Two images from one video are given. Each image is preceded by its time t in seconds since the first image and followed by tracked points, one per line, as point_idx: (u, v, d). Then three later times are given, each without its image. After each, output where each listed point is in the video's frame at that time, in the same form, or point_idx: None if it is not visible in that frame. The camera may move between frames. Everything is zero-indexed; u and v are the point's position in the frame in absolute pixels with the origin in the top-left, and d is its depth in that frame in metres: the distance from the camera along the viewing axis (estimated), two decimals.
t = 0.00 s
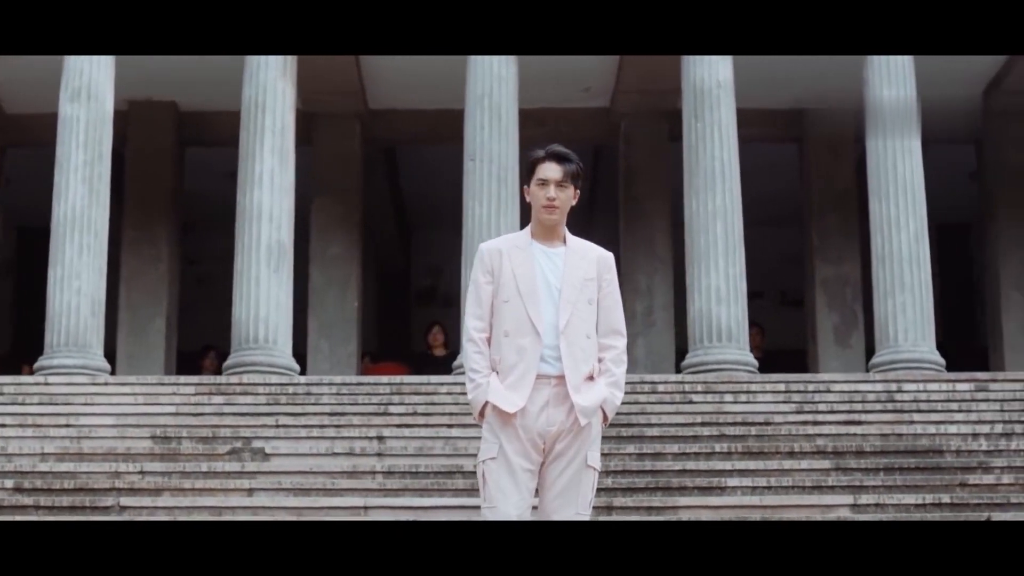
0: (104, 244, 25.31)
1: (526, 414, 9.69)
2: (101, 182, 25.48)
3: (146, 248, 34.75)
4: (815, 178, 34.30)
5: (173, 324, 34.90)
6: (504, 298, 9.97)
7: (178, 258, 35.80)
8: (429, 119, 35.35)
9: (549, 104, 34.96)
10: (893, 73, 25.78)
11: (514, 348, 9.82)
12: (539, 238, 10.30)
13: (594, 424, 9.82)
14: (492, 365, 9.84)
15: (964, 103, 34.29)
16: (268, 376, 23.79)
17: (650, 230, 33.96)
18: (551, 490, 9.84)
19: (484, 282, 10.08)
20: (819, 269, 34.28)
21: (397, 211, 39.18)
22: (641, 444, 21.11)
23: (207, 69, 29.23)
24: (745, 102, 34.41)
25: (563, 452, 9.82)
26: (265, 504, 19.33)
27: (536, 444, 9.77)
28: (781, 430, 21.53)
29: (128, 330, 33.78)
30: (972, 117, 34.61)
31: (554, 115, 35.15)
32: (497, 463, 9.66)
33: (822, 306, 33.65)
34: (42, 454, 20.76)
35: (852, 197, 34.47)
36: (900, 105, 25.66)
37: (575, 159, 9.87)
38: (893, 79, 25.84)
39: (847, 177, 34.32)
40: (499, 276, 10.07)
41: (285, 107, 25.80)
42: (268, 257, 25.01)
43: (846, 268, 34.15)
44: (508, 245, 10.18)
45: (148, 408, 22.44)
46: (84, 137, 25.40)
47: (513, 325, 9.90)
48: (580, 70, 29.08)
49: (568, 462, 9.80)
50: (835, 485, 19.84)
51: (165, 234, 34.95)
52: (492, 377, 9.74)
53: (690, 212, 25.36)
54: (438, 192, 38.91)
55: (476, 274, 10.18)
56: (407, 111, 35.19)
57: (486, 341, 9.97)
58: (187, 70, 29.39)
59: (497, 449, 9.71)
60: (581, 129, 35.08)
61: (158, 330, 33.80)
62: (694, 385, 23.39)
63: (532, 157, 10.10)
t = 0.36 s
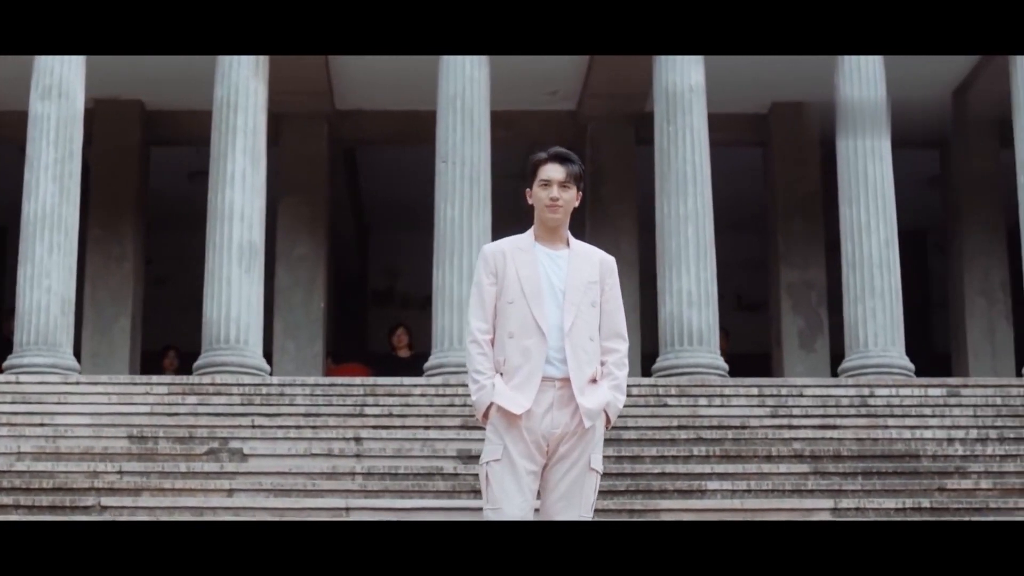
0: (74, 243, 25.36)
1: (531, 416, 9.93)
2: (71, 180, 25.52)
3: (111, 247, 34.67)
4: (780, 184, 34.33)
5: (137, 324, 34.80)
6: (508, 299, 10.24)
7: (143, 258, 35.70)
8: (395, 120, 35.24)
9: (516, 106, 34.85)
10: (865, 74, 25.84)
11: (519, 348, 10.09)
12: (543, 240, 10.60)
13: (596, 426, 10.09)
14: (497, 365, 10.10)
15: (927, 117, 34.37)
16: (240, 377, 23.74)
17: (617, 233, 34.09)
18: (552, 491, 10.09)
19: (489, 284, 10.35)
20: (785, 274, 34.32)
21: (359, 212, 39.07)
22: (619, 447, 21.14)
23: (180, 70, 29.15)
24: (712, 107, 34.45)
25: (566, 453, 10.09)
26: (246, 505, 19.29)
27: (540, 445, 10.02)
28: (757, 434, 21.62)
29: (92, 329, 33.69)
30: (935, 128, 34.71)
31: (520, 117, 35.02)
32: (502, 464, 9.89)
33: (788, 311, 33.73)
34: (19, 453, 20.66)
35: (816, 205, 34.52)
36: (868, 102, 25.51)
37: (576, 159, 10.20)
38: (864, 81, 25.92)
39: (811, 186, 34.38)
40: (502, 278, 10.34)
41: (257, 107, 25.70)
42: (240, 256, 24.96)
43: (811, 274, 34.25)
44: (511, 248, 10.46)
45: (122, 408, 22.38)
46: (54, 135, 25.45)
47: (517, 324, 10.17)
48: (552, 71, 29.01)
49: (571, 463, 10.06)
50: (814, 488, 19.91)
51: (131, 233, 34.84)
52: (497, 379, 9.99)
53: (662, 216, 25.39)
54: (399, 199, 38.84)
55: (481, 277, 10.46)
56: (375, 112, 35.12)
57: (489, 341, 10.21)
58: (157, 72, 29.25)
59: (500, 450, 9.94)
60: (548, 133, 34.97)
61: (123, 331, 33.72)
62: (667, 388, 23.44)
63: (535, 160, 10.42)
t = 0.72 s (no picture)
0: (52, 242, 25.68)
1: (544, 419, 9.15)
2: (49, 179, 25.84)
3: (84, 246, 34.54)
4: (753, 189, 34.39)
5: (110, 324, 34.65)
6: (520, 302, 9.43)
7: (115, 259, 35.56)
8: (369, 122, 35.18)
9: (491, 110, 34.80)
10: (843, 78, 25.95)
11: (531, 352, 9.29)
12: (556, 244, 9.75)
13: (608, 431, 9.30)
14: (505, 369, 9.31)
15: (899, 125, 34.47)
16: (222, 378, 23.71)
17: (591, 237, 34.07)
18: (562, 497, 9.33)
19: (498, 288, 9.55)
20: (759, 279, 34.38)
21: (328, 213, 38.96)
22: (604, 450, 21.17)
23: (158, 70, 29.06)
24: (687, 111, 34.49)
25: (577, 457, 9.31)
26: (236, 506, 19.27)
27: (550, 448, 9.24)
28: (742, 438, 21.69)
29: (64, 329, 33.54)
30: (907, 135, 34.79)
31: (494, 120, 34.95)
32: (515, 468, 9.12)
33: (762, 315, 33.81)
34: (5, 453, 20.58)
35: (787, 211, 34.59)
36: (852, 100, 25.52)
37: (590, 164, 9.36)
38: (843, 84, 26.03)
39: (783, 192, 34.48)
40: (514, 280, 9.53)
41: (237, 107, 25.60)
42: (219, 258, 24.90)
43: (784, 279, 34.29)
44: (521, 251, 9.63)
45: (105, 408, 22.31)
46: (33, 135, 25.76)
47: (530, 333, 9.34)
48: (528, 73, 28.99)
49: (582, 468, 9.29)
50: (802, 492, 20.00)
51: (103, 234, 34.80)
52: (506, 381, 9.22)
53: (641, 219, 25.42)
54: (366, 203, 38.71)
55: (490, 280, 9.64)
56: (349, 114, 35.04)
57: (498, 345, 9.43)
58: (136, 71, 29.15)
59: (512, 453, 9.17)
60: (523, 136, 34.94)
61: (96, 330, 33.56)
62: (649, 391, 23.48)
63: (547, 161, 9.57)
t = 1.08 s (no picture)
0: (29, 241, 25.74)
1: (557, 423, 8.78)
2: (27, 179, 25.85)
3: (56, 245, 34.49)
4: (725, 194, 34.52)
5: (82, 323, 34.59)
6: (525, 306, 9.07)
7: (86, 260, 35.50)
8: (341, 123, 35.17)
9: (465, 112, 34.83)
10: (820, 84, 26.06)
11: (537, 357, 8.91)
12: (568, 249, 9.37)
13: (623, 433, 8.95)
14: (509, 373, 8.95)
15: (869, 130, 34.61)
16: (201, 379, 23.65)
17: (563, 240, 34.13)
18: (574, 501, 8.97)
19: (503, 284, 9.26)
20: (730, 282, 34.50)
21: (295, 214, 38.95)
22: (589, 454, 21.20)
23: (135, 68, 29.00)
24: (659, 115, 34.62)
25: (590, 461, 8.96)
26: (225, 508, 19.23)
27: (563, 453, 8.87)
28: (725, 442, 21.75)
29: (36, 328, 33.45)
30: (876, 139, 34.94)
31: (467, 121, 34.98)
32: (528, 474, 8.74)
33: (733, 318, 33.95)
34: None
35: (759, 215, 34.63)
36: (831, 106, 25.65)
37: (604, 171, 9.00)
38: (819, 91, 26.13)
39: (755, 196, 34.54)
40: (520, 284, 9.18)
41: (216, 108, 25.55)
42: (196, 258, 24.85)
43: (755, 283, 34.40)
44: (532, 250, 9.29)
45: (86, 409, 22.22)
46: (11, 134, 25.74)
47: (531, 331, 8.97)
48: (505, 74, 28.92)
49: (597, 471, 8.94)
50: (788, 496, 20.07)
51: (76, 233, 34.69)
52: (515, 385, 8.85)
53: (619, 225, 25.44)
54: (333, 205, 38.61)
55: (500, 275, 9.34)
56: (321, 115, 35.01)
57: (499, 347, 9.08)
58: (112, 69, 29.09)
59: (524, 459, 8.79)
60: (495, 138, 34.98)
61: (69, 329, 33.50)
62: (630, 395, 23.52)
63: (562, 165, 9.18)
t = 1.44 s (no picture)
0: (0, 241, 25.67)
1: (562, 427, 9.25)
2: None
3: (23, 246, 34.36)
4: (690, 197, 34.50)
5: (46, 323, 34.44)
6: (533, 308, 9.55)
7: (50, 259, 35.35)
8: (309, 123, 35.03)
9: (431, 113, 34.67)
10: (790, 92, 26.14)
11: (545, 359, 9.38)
12: (571, 254, 9.84)
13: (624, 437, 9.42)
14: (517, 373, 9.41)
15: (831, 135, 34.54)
16: (175, 380, 23.61)
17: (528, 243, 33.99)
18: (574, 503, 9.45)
19: (509, 290, 9.71)
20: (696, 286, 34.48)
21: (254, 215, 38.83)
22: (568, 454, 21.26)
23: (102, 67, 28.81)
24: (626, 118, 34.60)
25: (591, 465, 9.44)
26: (208, 508, 19.22)
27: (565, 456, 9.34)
28: (702, 445, 21.87)
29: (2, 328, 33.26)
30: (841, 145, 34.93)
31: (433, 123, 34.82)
32: (531, 476, 9.20)
33: (697, 321, 33.98)
34: None
35: (725, 219, 34.68)
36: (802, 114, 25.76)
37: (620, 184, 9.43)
38: (789, 98, 26.23)
39: (719, 201, 34.50)
40: (529, 288, 9.65)
41: (188, 108, 25.51)
42: (168, 257, 24.82)
43: (720, 288, 34.34)
44: (536, 256, 9.75)
45: (61, 409, 22.15)
46: None
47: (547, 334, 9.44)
48: (475, 72, 28.78)
49: (595, 475, 9.42)
50: (768, 500, 20.19)
51: (43, 233, 34.58)
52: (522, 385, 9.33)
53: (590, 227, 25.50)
54: (293, 207, 38.46)
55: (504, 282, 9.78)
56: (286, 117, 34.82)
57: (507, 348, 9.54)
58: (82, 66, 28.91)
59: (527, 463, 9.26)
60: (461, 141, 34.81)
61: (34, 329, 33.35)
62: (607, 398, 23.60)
63: (576, 171, 9.62)
